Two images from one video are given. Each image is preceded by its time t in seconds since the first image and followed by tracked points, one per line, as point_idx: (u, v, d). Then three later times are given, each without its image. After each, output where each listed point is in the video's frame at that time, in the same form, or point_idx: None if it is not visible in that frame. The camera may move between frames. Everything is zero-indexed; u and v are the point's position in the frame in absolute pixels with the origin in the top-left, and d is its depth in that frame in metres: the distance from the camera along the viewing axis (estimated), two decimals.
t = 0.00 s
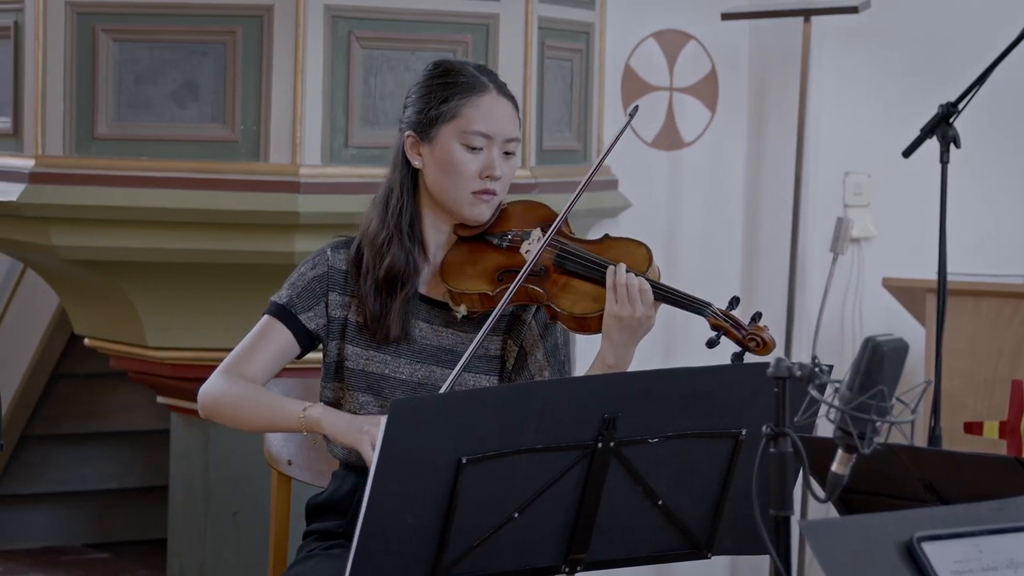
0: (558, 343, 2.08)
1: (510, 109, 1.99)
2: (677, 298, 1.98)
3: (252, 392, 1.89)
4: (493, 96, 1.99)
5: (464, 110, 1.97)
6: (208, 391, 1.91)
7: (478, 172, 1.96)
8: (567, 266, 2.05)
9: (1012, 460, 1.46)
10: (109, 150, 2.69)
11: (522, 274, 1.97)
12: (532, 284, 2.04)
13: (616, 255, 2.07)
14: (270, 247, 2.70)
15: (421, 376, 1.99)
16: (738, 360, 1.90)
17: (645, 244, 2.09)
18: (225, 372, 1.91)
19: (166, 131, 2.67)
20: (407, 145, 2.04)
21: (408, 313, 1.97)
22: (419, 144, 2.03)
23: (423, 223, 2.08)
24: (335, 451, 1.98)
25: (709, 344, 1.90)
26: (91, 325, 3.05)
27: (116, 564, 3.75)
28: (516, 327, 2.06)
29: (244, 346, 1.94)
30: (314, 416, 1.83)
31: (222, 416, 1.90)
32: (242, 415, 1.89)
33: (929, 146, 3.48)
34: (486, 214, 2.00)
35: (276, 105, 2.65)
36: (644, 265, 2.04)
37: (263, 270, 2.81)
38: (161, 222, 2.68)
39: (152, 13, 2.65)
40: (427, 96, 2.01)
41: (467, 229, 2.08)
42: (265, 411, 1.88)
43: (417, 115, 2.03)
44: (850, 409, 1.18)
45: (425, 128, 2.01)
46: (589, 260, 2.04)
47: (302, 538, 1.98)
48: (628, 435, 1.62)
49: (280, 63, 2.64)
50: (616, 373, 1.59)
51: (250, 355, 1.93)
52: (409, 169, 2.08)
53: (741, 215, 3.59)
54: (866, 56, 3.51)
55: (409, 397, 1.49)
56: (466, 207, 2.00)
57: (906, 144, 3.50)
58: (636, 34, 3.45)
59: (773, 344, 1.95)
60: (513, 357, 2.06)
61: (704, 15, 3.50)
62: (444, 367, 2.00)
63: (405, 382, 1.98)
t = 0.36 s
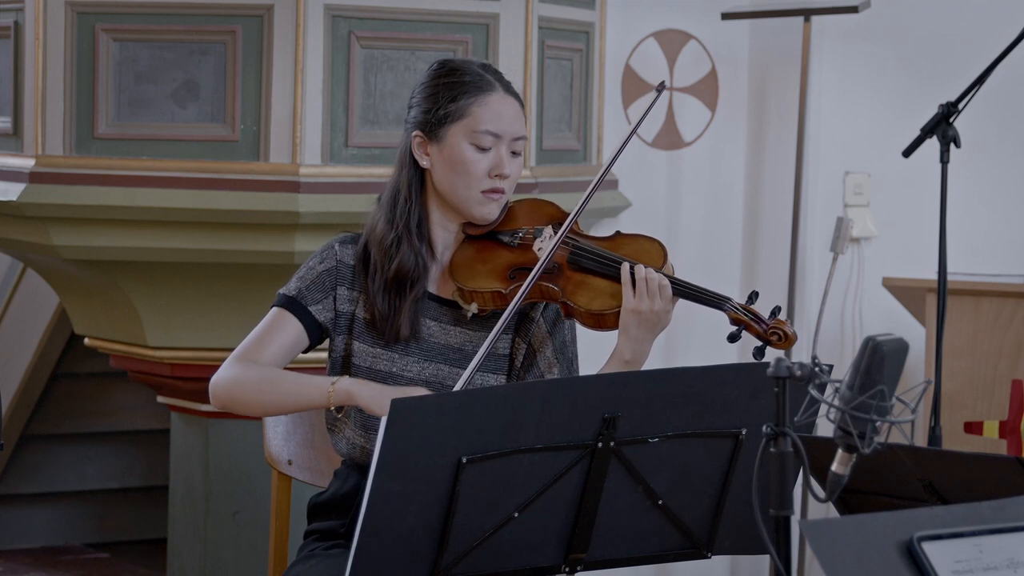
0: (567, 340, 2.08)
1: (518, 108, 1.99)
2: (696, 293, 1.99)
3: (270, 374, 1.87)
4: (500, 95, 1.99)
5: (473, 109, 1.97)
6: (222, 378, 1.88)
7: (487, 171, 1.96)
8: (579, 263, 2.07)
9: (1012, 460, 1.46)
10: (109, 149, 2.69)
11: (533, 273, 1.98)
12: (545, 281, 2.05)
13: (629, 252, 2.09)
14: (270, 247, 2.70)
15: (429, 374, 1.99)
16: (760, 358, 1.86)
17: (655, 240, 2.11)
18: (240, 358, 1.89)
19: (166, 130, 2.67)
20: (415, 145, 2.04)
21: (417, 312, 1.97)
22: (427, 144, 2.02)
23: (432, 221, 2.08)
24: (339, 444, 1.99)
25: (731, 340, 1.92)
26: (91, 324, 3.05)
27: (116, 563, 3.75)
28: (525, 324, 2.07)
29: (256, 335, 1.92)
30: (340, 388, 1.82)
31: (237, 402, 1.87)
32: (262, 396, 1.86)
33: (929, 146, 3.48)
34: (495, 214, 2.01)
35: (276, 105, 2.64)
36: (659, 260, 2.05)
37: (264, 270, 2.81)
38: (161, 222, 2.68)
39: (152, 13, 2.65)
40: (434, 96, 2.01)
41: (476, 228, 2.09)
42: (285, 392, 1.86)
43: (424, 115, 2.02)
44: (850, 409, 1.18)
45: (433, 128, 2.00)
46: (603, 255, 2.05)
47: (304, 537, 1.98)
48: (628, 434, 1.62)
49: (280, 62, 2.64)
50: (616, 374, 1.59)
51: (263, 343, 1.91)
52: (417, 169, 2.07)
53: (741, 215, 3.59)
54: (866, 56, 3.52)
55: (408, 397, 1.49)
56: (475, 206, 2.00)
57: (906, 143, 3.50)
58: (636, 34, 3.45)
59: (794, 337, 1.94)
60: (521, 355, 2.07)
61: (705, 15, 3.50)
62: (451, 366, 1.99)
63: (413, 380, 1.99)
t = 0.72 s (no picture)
0: (570, 339, 2.09)
1: (521, 109, 1.99)
2: (705, 295, 1.99)
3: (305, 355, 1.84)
4: (504, 96, 1.99)
5: (478, 110, 1.97)
6: (255, 371, 1.86)
7: (491, 172, 1.96)
8: (585, 263, 2.07)
9: (1012, 460, 1.46)
10: (109, 149, 2.68)
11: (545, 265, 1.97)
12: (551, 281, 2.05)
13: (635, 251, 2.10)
14: (270, 247, 2.70)
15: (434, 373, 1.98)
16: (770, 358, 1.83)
17: (660, 241, 2.12)
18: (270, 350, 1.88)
19: (166, 131, 2.67)
20: (419, 145, 2.04)
21: (423, 312, 1.99)
22: (431, 144, 2.02)
23: (435, 221, 2.08)
24: (342, 440, 1.99)
25: (740, 340, 1.92)
26: (92, 324, 3.05)
27: (116, 563, 3.75)
28: (528, 323, 2.08)
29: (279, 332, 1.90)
30: (384, 349, 1.79)
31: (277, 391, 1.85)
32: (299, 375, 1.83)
33: (929, 146, 3.48)
34: (498, 215, 2.01)
35: (275, 105, 2.64)
36: (665, 260, 2.07)
37: (264, 270, 2.81)
38: (161, 222, 2.68)
39: (151, 13, 2.65)
40: (438, 96, 2.01)
41: (480, 228, 2.10)
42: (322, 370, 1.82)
43: (428, 115, 2.02)
44: (850, 409, 1.18)
45: (437, 128, 2.00)
46: (609, 254, 2.05)
47: (305, 537, 1.98)
48: (628, 434, 1.62)
49: (280, 62, 2.64)
50: (615, 374, 1.59)
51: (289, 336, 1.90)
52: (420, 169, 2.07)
53: (741, 214, 3.59)
54: (866, 56, 3.52)
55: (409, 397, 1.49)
56: (478, 207, 2.00)
57: (906, 143, 3.50)
58: (636, 34, 3.45)
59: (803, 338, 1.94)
60: (525, 356, 2.08)
61: (704, 15, 3.50)
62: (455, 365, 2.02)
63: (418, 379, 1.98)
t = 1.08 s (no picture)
0: (573, 338, 2.09)
1: (523, 109, 1.99)
2: (709, 293, 1.99)
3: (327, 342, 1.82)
4: (506, 98, 1.99)
5: (480, 111, 1.97)
6: (278, 367, 1.84)
7: (493, 173, 1.96)
8: (588, 262, 2.08)
9: (1012, 459, 1.46)
10: (109, 149, 2.69)
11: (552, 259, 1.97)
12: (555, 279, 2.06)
13: (637, 250, 2.11)
14: (269, 247, 2.70)
15: (435, 374, 1.99)
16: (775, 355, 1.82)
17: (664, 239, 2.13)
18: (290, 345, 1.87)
19: (166, 131, 2.67)
20: (420, 146, 2.04)
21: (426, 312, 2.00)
22: (433, 144, 2.02)
23: (437, 222, 2.08)
24: (345, 437, 1.99)
25: (745, 338, 1.92)
26: (92, 324, 3.05)
27: (116, 563, 3.75)
28: (530, 322, 2.07)
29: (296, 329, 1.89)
30: (406, 324, 1.79)
31: (302, 382, 1.82)
32: (321, 363, 1.80)
33: (929, 146, 3.48)
34: (500, 215, 2.01)
35: (275, 105, 2.64)
36: (668, 258, 2.07)
37: (264, 270, 2.81)
38: (161, 222, 2.68)
39: (151, 13, 2.65)
40: (440, 97, 2.01)
41: (482, 228, 2.10)
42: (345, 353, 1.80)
43: (430, 116, 2.02)
44: (850, 409, 1.18)
45: (438, 129, 2.00)
46: (612, 254, 2.06)
47: (307, 536, 1.98)
48: (628, 434, 1.62)
49: (280, 62, 2.64)
50: (615, 374, 1.59)
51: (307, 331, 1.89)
52: (421, 169, 2.06)
53: (741, 214, 3.60)
54: (866, 56, 3.52)
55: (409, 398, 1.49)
56: (480, 208, 1.99)
57: (906, 143, 3.51)
58: (636, 34, 3.45)
59: (808, 335, 1.95)
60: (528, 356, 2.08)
61: (704, 15, 3.51)
62: (457, 366, 1.99)
63: (419, 379, 1.98)
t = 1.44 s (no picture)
0: (574, 338, 2.10)
1: (521, 109, 2.00)
2: (708, 292, 2.00)
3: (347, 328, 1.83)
4: (504, 97, 1.99)
5: (477, 110, 1.97)
6: (300, 362, 1.82)
7: (490, 173, 1.96)
8: (586, 261, 2.08)
9: (1011, 460, 1.46)
10: (109, 149, 2.69)
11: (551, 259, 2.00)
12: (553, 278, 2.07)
13: (635, 249, 2.10)
14: (269, 247, 2.70)
15: (436, 373, 1.99)
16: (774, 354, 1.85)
17: (662, 236, 2.13)
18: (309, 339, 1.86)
19: (166, 131, 2.67)
20: (418, 146, 2.03)
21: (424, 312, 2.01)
22: (430, 145, 2.02)
23: (436, 222, 2.08)
24: (346, 435, 1.98)
25: (743, 335, 1.92)
26: (92, 324, 3.05)
27: (116, 563, 3.75)
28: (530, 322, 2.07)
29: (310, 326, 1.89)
30: (426, 299, 1.83)
31: (327, 372, 1.81)
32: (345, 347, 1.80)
33: (929, 146, 3.48)
34: (497, 215, 2.01)
35: (275, 105, 2.64)
36: (667, 257, 2.08)
37: (264, 270, 2.81)
38: (161, 222, 2.67)
39: (151, 13, 2.65)
40: (437, 97, 2.01)
41: (480, 228, 2.10)
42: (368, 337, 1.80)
43: (428, 116, 2.02)
44: (850, 409, 1.18)
45: (436, 129, 2.00)
46: (611, 253, 2.06)
47: (307, 536, 1.98)
48: (628, 434, 1.62)
49: (280, 63, 2.64)
50: (614, 374, 1.59)
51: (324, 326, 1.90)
52: (419, 169, 2.06)
53: (741, 214, 3.60)
54: (866, 55, 3.52)
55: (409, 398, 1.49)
56: (478, 208, 2.00)
57: (906, 143, 3.51)
58: (636, 34, 3.45)
59: (807, 332, 1.96)
60: (529, 355, 2.08)
61: (704, 15, 3.51)
62: (457, 365, 2.00)
63: (420, 378, 1.99)
